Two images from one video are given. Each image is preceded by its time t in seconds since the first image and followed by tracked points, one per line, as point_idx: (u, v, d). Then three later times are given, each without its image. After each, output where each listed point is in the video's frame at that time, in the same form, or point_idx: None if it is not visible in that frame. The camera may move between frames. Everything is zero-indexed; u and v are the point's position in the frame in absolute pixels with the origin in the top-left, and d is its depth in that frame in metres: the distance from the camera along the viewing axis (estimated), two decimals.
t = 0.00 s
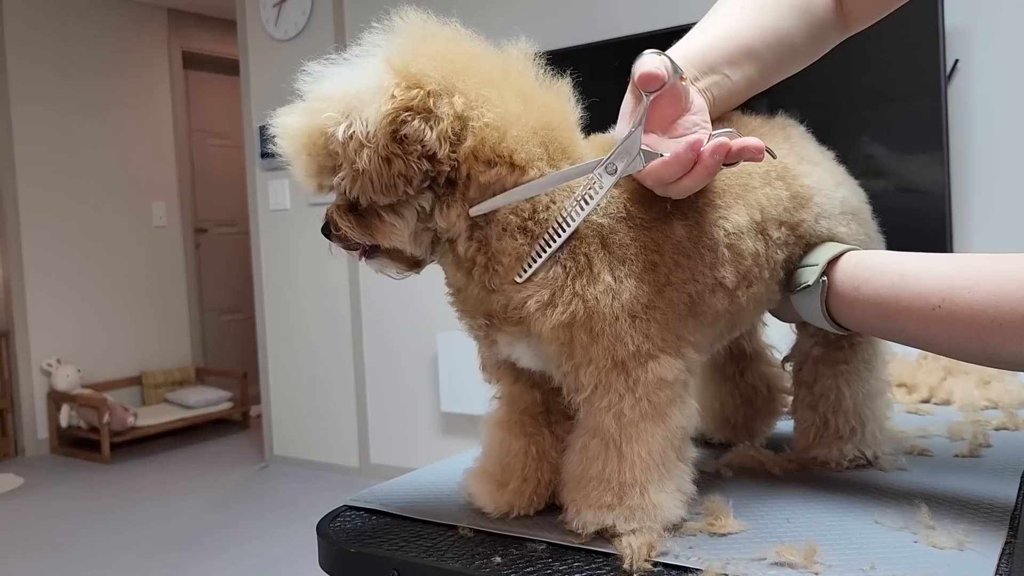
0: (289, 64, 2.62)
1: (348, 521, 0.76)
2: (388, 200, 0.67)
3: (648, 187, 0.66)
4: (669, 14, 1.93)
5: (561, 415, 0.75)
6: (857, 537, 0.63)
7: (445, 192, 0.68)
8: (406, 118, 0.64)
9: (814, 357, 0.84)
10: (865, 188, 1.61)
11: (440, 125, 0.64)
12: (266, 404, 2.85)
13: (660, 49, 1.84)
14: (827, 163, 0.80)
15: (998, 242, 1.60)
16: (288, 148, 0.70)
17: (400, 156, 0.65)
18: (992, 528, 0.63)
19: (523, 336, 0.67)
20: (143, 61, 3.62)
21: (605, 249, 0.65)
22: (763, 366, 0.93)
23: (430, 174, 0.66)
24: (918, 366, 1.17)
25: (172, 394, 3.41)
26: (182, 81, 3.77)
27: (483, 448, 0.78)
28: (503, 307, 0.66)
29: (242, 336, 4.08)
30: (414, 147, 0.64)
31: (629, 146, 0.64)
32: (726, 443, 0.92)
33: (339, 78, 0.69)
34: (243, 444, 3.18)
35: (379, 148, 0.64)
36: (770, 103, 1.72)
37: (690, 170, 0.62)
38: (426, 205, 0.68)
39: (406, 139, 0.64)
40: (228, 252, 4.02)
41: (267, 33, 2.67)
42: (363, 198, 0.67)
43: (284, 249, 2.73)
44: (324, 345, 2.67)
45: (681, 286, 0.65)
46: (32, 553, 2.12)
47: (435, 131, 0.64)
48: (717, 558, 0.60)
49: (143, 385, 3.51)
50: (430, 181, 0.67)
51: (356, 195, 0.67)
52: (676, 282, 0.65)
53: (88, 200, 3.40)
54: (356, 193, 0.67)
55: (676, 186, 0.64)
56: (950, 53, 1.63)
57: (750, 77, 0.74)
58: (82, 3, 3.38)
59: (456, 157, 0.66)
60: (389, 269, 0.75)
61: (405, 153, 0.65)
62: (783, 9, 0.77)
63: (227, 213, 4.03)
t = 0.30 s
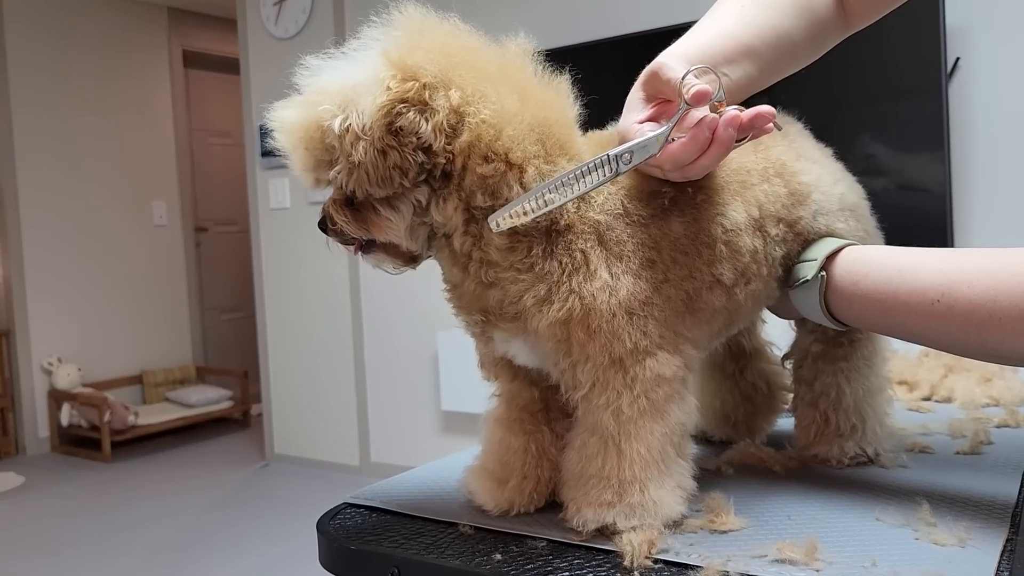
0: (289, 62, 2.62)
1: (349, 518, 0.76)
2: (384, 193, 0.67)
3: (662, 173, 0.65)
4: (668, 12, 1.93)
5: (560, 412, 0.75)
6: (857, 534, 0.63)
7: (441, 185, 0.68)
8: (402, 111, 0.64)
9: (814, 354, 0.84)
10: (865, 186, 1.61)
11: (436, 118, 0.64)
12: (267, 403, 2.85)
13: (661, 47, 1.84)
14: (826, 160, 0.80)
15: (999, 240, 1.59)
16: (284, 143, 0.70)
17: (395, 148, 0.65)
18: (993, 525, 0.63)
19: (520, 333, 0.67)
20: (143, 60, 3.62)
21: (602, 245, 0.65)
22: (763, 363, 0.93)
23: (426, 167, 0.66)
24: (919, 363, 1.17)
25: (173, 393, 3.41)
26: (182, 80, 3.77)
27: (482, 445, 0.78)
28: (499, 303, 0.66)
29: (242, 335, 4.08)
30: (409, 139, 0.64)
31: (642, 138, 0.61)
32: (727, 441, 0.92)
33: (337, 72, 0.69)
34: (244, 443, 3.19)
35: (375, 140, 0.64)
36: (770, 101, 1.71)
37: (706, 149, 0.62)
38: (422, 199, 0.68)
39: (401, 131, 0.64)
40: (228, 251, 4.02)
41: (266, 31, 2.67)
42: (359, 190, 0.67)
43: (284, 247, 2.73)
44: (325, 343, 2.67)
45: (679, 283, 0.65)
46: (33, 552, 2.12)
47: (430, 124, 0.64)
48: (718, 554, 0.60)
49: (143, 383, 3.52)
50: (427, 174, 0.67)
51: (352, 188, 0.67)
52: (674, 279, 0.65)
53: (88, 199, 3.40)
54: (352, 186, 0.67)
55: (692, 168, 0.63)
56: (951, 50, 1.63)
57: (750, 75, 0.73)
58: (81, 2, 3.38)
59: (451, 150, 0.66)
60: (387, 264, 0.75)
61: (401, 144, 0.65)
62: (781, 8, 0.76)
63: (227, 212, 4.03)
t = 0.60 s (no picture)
0: (290, 62, 2.62)
1: (351, 518, 0.76)
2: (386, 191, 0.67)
3: (649, 174, 0.65)
4: (669, 12, 1.93)
5: (562, 412, 0.75)
6: (860, 534, 0.63)
7: (444, 183, 0.68)
8: (404, 109, 0.64)
9: (817, 355, 0.84)
10: (867, 186, 1.61)
11: (438, 115, 0.64)
12: (268, 402, 2.86)
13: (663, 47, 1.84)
14: (829, 161, 0.80)
15: (1000, 240, 1.59)
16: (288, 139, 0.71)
17: (397, 145, 0.65)
18: (995, 526, 0.63)
19: (522, 333, 0.67)
20: (144, 59, 3.62)
21: (604, 246, 0.65)
22: (765, 363, 0.93)
23: (427, 164, 0.66)
24: (920, 363, 1.17)
25: (174, 393, 3.41)
26: (183, 79, 3.77)
27: (485, 445, 0.78)
28: (501, 303, 0.66)
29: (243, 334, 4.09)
30: (411, 136, 0.65)
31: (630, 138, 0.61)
32: (729, 441, 0.92)
33: (341, 69, 0.69)
34: (245, 442, 3.19)
35: (378, 137, 0.64)
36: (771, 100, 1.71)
37: (693, 154, 0.62)
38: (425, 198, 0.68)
39: (404, 127, 0.64)
40: (229, 250, 4.02)
41: (268, 31, 2.67)
42: (362, 188, 0.67)
43: (286, 247, 2.73)
44: (326, 343, 2.68)
45: (681, 284, 0.65)
46: (35, 552, 2.12)
47: (433, 121, 0.64)
48: (720, 554, 0.60)
49: (145, 383, 3.52)
50: (430, 171, 0.67)
51: (355, 185, 0.68)
52: (676, 279, 0.65)
53: (89, 198, 3.40)
54: (355, 183, 0.67)
55: (679, 172, 0.63)
56: (953, 51, 1.63)
57: (751, 85, 0.74)
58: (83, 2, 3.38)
59: (454, 148, 0.66)
60: (389, 262, 0.75)
61: (403, 141, 0.65)
62: (783, 17, 0.76)
63: (228, 211, 4.03)
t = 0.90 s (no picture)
0: (290, 62, 2.62)
1: (352, 517, 0.76)
2: (389, 187, 0.67)
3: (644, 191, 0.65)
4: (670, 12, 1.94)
5: (564, 411, 0.75)
6: (862, 533, 0.63)
7: (448, 179, 0.68)
8: (408, 104, 0.64)
9: (818, 353, 0.84)
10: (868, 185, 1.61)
11: (443, 111, 0.64)
12: (268, 402, 2.86)
13: (664, 48, 1.84)
14: (831, 160, 0.80)
15: (1002, 240, 1.59)
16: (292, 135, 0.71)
17: (402, 140, 0.65)
18: (998, 525, 0.63)
19: (525, 331, 0.67)
20: (144, 59, 3.62)
21: (607, 244, 0.65)
22: (767, 362, 0.93)
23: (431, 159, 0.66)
24: (922, 363, 1.16)
25: (175, 393, 3.41)
26: (183, 79, 3.77)
27: (486, 444, 0.78)
28: (504, 301, 0.66)
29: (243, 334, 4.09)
30: (415, 131, 0.65)
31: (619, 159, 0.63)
32: (730, 440, 0.92)
33: (346, 66, 0.69)
34: (246, 442, 3.19)
35: (382, 132, 0.64)
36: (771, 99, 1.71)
37: (684, 167, 0.62)
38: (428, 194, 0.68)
39: (408, 122, 0.64)
40: (229, 250, 4.02)
41: (268, 31, 2.67)
42: (366, 183, 0.67)
43: (286, 247, 2.73)
44: (326, 343, 2.67)
45: (685, 283, 0.65)
46: (36, 552, 2.12)
47: (437, 116, 0.64)
48: (722, 554, 0.60)
49: (145, 383, 3.52)
50: (434, 167, 0.67)
51: (359, 181, 0.68)
52: (680, 278, 0.65)
53: (89, 198, 3.40)
54: (359, 179, 0.67)
55: (671, 186, 0.63)
56: (954, 50, 1.62)
57: (758, 90, 0.74)
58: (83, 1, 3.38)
59: (458, 145, 0.66)
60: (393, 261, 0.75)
61: (408, 136, 0.65)
62: (789, 22, 0.76)
63: (228, 211, 4.03)
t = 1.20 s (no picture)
0: (290, 61, 2.62)
1: (351, 516, 0.76)
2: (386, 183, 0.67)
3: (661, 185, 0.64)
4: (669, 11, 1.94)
5: (563, 411, 0.75)
6: (861, 532, 0.63)
7: (446, 176, 0.68)
8: (405, 100, 0.64)
9: (818, 352, 0.84)
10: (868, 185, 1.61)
11: (440, 108, 0.64)
12: (268, 402, 2.86)
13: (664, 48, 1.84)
14: (830, 159, 0.80)
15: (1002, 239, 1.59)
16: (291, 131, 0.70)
17: (398, 136, 0.65)
18: (996, 523, 0.63)
19: (523, 330, 0.67)
20: (144, 59, 3.62)
21: (606, 243, 0.65)
22: (766, 362, 0.93)
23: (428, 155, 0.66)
24: (921, 362, 1.16)
25: (175, 392, 3.41)
26: (183, 78, 3.76)
27: (485, 443, 0.78)
28: (502, 299, 0.66)
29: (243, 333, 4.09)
30: (412, 127, 0.65)
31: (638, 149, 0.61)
32: (730, 439, 0.92)
33: (344, 62, 0.69)
34: (246, 442, 3.19)
35: (379, 128, 0.64)
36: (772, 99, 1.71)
37: (707, 164, 0.61)
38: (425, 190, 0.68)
39: (404, 119, 0.64)
40: (228, 250, 4.02)
41: (268, 31, 2.67)
42: (363, 180, 0.67)
43: (285, 246, 2.73)
44: (327, 343, 2.67)
45: (683, 282, 0.65)
46: (35, 551, 2.12)
47: (434, 112, 0.64)
48: (720, 552, 0.60)
49: (145, 382, 3.52)
50: (432, 164, 0.67)
51: (357, 178, 0.67)
52: (679, 277, 0.65)
53: (89, 197, 3.40)
54: (357, 176, 0.67)
55: (692, 182, 0.62)
56: (954, 50, 1.63)
57: (767, 87, 0.73)
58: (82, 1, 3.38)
59: (456, 141, 0.66)
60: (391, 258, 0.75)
61: (404, 132, 0.65)
62: (796, 21, 0.76)
63: (228, 211, 4.03)
